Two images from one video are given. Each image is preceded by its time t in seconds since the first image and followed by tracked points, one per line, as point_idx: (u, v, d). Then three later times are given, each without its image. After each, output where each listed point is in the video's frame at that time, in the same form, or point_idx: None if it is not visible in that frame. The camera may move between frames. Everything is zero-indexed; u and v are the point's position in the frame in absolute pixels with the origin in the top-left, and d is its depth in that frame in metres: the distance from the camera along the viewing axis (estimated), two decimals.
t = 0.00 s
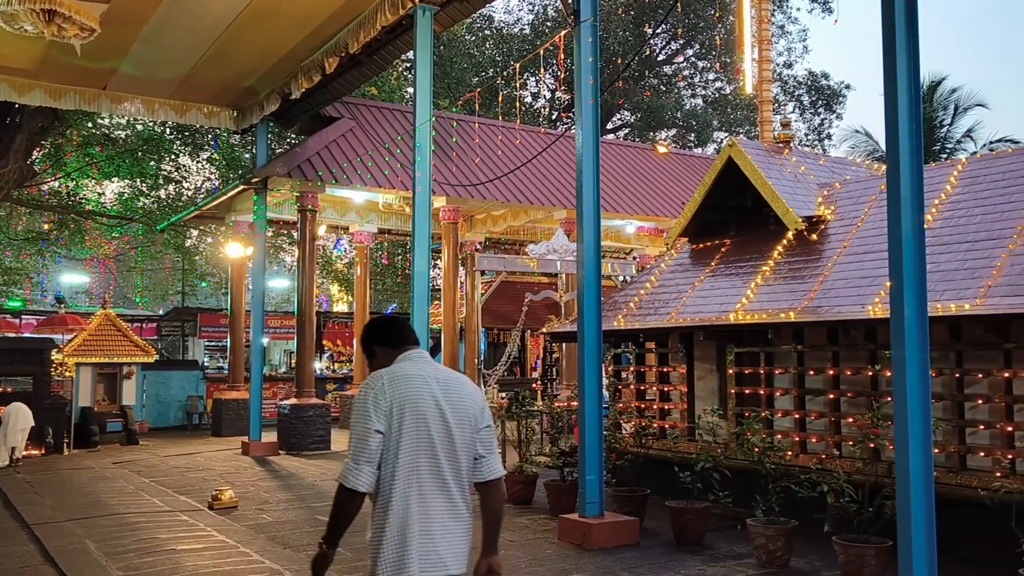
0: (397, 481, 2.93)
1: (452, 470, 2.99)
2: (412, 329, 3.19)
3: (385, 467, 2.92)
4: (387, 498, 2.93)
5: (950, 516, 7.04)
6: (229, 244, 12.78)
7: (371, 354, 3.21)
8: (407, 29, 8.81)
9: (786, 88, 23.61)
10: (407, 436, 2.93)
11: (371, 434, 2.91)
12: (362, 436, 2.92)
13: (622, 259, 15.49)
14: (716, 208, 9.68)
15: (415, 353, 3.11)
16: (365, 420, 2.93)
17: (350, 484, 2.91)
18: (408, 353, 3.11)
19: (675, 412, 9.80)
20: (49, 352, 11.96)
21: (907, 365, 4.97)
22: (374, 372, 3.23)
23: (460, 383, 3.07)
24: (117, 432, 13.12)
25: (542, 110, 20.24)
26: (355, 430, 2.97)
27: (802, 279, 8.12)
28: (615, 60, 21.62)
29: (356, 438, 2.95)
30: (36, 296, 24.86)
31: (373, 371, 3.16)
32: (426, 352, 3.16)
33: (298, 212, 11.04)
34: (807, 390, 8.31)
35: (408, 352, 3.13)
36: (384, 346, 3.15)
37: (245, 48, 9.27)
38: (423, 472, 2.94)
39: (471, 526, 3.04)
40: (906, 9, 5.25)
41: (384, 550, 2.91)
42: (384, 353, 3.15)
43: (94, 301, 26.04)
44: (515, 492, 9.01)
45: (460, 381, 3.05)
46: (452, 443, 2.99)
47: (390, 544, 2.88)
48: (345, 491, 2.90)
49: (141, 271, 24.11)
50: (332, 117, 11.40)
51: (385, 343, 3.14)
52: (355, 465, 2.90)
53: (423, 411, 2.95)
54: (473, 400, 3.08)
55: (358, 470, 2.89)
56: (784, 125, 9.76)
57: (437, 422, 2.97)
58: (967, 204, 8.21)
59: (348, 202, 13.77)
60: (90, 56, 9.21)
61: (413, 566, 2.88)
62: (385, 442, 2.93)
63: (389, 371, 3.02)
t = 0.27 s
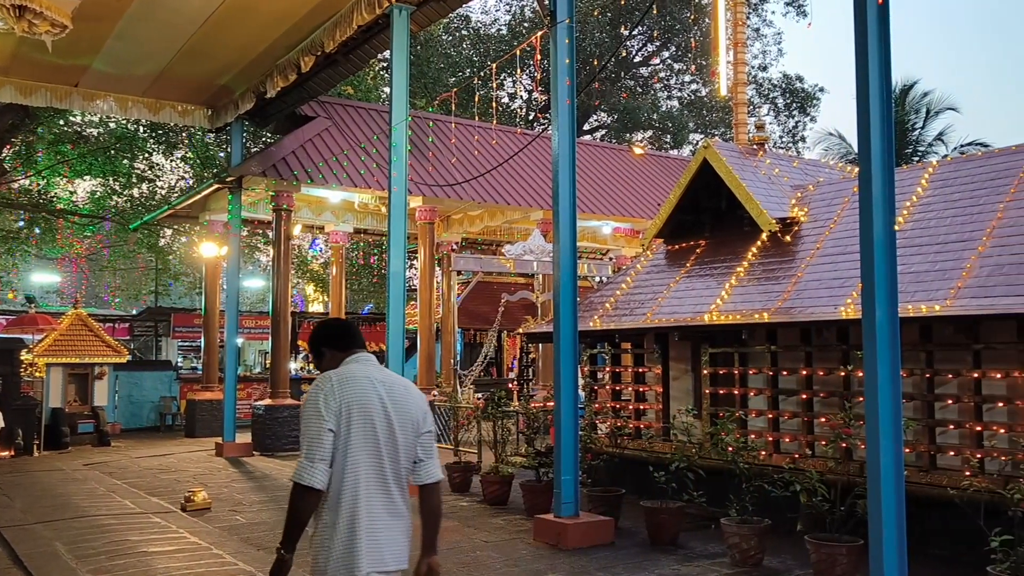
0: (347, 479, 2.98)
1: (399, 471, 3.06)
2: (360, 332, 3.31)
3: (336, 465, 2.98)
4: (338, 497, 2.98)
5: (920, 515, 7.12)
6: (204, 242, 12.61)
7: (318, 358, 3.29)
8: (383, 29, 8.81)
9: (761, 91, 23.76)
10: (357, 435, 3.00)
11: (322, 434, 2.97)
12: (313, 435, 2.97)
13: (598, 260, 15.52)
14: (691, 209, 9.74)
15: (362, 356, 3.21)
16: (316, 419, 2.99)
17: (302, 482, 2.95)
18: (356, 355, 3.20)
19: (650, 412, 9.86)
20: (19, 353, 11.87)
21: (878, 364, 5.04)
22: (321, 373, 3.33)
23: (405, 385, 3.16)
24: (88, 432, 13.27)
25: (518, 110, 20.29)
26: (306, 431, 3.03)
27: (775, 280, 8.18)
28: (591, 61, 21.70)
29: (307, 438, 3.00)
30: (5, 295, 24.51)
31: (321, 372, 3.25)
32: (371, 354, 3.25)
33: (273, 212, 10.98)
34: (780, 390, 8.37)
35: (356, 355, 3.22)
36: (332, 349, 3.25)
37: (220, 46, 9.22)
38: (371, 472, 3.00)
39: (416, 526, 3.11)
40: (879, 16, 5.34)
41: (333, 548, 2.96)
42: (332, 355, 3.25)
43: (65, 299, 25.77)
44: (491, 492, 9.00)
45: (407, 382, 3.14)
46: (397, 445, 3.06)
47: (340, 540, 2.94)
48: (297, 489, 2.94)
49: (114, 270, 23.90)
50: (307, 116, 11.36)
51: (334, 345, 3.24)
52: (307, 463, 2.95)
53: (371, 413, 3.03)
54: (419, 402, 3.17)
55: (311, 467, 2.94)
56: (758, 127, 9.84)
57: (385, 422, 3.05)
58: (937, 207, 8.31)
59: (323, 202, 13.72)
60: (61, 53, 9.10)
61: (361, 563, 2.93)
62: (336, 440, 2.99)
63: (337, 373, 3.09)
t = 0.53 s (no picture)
0: (299, 471, 3.02)
1: (348, 462, 3.14)
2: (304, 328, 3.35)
3: (289, 457, 3.02)
4: (292, 490, 3.02)
5: (891, 513, 7.18)
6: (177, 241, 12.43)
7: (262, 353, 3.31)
8: (359, 28, 8.79)
9: (736, 93, 24.01)
10: (309, 427, 3.05)
11: (275, 428, 3.00)
12: (266, 429, 2.99)
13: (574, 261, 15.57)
14: (666, 211, 9.79)
15: (307, 350, 3.25)
16: (269, 414, 3.01)
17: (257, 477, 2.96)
18: (302, 350, 3.25)
19: (625, 412, 9.90)
20: None
21: (850, 365, 5.10)
22: (266, 368, 3.37)
23: (350, 378, 3.24)
24: (59, 434, 13.16)
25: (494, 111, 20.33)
26: (256, 424, 3.04)
27: (749, 281, 8.24)
28: (567, 62, 21.77)
29: (259, 432, 3.01)
30: None
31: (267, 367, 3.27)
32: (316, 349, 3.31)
33: (247, 211, 10.92)
34: (753, 390, 8.43)
35: (301, 349, 3.26)
36: (278, 345, 3.29)
37: (194, 44, 9.14)
38: (322, 464, 3.06)
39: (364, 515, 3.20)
40: (850, 20, 5.40)
41: (286, 540, 3.00)
42: (277, 351, 3.29)
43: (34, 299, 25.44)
44: (466, 493, 8.99)
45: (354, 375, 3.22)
46: (346, 437, 3.13)
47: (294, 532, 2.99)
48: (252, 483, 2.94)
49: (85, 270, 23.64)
50: (282, 115, 11.31)
51: (278, 340, 3.28)
52: (262, 458, 2.96)
53: (321, 406, 3.08)
54: (364, 394, 3.26)
55: (267, 462, 2.96)
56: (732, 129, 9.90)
57: (335, 414, 3.11)
58: (908, 209, 8.41)
59: (298, 202, 13.66)
60: (32, 49, 8.98)
61: (315, 553, 3.00)
62: (288, 433, 3.02)
63: (287, 367, 3.12)
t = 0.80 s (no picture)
0: (249, 469, 3.22)
1: (294, 458, 3.35)
2: (246, 330, 3.51)
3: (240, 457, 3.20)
4: (241, 488, 3.22)
5: (863, 513, 7.25)
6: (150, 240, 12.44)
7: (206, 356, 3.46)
8: (334, 27, 8.76)
9: (710, 95, 24.22)
10: (258, 427, 3.25)
11: (225, 430, 3.17)
12: (218, 430, 3.17)
13: (550, 261, 15.61)
14: (640, 212, 9.83)
15: (252, 353, 3.43)
16: (219, 416, 3.18)
17: (211, 477, 3.13)
18: (247, 352, 3.43)
19: (599, 412, 9.95)
20: None
21: (821, 367, 5.14)
22: (208, 369, 3.51)
23: (295, 378, 3.44)
24: (28, 436, 12.92)
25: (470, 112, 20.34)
26: (205, 428, 3.21)
27: (722, 282, 8.30)
28: (543, 63, 21.83)
29: (209, 434, 3.17)
30: None
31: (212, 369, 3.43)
32: (259, 350, 3.50)
33: (221, 211, 10.86)
34: (726, 391, 8.48)
35: (246, 352, 3.44)
36: (221, 348, 3.45)
37: (167, 42, 9.07)
38: (271, 462, 3.27)
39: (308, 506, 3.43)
40: (822, 24, 5.46)
41: (235, 536, 3.20)
42: (220, 353, 3.45)
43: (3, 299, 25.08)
44: (440, 494, 8.99)
45: (298, 376, 3.43)
46: (291, 436, 3.34)
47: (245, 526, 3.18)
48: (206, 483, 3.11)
49: (55, 269, 23.34)
50: (256, 114, 11.25)
51: (223, 343, 3.44)
52: (214, 458, 3.13)
53: (268, 406, 3.28)
54: (307, 393, 3.48)
55: (220, 462, 3.13)
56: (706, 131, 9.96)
57: (281, 414, 3.32)
58: (879, 211, 8.49)
59: (272, 201, 13.59)
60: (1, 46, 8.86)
61: (263, 547, 3.21)
62: (238, 434, 3.21)
63: (234, 370, 3.30)
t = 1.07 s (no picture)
0: (188, 480, 3.27)
1: (234, 467, 3.40)
2: (185, 337, 3.52)
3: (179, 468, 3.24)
4: (179, 497, 3.27)
5: (834, 512, 7.32)
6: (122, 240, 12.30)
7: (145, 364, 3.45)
8: (308, 26, 8.73)
9: (685, 97, 24.38)
10: (197, 438, 3.29)
11: (164, 442, 3.20)
12: (157, 442, 3.19)
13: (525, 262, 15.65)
14: (615, 213, 9.87)
15: (191, 361, 3.45)
16: (158, 428, 3.20)
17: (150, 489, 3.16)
18: (186, 360, 3.44)
19: (574, 413, 9.98)
20: None
21: (792, 367, 5.18)
22: (147, 376, 3.51)
23: (235, 387, 3.47)
24: None
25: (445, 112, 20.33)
26: (144, 439, 3.23)
27: (696, 283, 8.35)
28: (519, 63, 21.83)
29: (147, 446, 3.20)
30: None
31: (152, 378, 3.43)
32: (199, 358, 3.51)
33: (194, 210, 10.78)
34: (699, 391, 8.53)
35: (185, 360, 3.45)
36: (161, 356, 3.44)
37: (139, 38, 8.98)
38: (211, 471, 3.31)
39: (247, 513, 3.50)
40: (794, 27, 5.50)
41: (174, 545, 3.25)
42: (161, 361, 3.44)
43: None
44: (415, 495, 8.97)
45: (238, 385, 3.46)
46: (230, 446, 3.38)
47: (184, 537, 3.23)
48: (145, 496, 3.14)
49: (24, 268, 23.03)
50: (230, 113, 11.17)
51: (162, 352, 3.43)
52: (153, 470, 3.16)
53: (208, 417, 3.32)
54: (247, 401, 3.52)
55: (160, 475, 3.16)
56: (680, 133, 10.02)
57: (221, 424, 3.36)
58: (851, 213, 8.58)
59: (246, 201, 13.52)
60: None
61: (201, 555, 3.28)
62: (176, 445, 3.24)
63: (173, 381, 3.32)
